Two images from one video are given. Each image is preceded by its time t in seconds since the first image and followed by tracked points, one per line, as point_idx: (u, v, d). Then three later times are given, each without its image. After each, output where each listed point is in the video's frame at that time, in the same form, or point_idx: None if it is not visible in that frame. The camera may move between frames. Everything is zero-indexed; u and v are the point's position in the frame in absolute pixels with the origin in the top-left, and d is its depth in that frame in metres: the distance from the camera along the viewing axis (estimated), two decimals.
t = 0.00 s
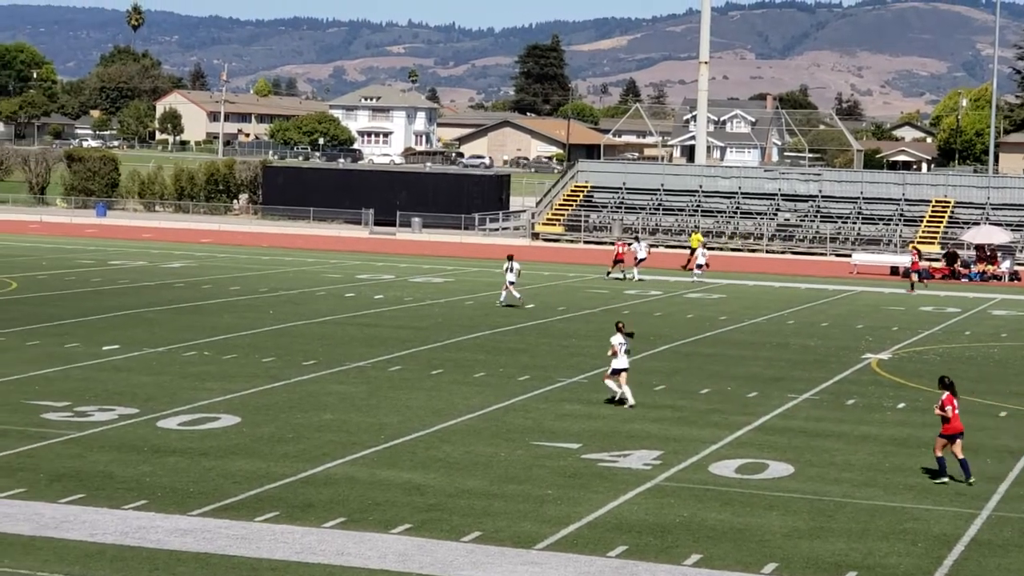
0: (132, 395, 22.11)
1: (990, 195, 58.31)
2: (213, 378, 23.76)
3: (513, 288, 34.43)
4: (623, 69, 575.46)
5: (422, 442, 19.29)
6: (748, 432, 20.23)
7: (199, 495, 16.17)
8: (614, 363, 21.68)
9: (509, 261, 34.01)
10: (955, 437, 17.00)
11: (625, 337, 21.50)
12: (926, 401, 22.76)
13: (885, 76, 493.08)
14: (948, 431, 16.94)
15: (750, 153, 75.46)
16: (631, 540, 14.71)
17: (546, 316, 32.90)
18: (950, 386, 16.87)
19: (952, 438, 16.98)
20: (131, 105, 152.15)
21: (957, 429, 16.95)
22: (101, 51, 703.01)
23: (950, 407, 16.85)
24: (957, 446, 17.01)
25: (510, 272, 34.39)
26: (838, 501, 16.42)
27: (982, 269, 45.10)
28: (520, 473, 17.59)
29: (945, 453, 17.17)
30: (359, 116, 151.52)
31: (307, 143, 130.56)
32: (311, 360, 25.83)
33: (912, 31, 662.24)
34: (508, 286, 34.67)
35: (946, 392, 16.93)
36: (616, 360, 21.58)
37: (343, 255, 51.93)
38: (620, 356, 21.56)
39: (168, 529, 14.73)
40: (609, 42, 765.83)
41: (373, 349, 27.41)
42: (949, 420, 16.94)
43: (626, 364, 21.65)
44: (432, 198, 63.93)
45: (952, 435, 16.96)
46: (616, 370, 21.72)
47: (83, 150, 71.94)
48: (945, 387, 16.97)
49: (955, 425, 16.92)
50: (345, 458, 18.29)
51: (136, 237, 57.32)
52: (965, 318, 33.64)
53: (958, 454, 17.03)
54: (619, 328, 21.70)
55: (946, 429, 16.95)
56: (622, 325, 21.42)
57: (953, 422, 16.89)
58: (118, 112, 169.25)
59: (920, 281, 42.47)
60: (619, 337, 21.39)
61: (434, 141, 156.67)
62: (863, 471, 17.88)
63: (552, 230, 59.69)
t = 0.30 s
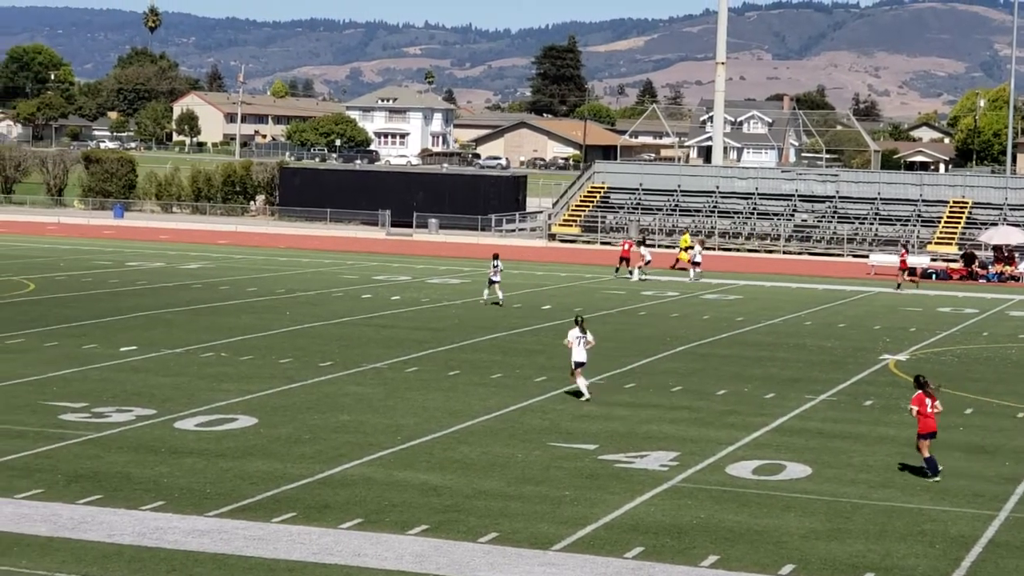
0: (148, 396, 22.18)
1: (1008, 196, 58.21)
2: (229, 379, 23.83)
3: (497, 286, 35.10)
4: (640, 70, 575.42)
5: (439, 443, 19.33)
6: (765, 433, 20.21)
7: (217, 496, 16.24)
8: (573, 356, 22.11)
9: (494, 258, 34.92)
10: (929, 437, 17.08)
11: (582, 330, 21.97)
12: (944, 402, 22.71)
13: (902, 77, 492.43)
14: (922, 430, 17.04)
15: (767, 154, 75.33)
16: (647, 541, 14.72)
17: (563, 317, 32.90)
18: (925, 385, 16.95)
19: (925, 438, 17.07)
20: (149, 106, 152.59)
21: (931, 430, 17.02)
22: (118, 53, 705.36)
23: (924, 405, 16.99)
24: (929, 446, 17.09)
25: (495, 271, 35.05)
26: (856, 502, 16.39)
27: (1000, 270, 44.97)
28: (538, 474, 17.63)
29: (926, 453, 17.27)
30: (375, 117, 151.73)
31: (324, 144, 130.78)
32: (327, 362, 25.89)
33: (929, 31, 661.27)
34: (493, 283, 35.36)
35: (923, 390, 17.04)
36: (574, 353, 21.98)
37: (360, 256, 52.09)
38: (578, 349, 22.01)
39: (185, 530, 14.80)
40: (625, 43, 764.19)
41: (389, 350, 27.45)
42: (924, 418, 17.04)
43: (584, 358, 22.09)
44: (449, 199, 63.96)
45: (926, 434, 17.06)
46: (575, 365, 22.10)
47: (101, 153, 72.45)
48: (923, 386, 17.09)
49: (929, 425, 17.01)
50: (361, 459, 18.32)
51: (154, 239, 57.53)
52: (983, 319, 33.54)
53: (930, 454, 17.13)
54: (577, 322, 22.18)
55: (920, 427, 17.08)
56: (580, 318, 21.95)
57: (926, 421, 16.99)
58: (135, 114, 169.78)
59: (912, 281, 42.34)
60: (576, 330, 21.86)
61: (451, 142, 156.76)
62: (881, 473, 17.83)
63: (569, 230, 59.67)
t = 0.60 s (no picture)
0: (158, 396, 22.21)
1: (1019, 196, 58.08)
2: (239, 380, 23.87)
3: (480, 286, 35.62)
4: (649, 70, 575.06)
5: (449, 444, 19.34)
6: (775, 434, 20.20)
7: (226, 497, 16.26)
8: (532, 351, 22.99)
9: (480, 257, 35.36)
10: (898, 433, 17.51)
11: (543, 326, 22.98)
12: (954, 403, 22.67)
13: (912, 77, 491.62)
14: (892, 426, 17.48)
15: (777, 154, 75.22)
16: (657, 542, 14.70)
17: (573, 317, 32.90)
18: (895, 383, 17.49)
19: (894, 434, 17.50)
20: (159, 107, 152.73)
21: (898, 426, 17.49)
22: (128, 54, 706.60)
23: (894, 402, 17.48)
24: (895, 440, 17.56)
25: (480, 270, 35.45)
26: (866, 503, 16.37)
27: (1010, 270, 44.87)
28: (547, 475, 17.63)
29: (892, 449, 17.74)
30: (385, 118, 151.49)
31: (333, 145, 130.87)
32: (337, 362, 25.93)
33: (939, 31, 660.15)
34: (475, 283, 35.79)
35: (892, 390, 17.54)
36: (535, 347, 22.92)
37: (369, 256, 52.17)
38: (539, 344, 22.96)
39: (195, 531, 14.82)
40: (635, 43, 763.99)
41: (399, 350, 27.49)
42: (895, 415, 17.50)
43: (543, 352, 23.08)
44: (458, 200, 63.93)
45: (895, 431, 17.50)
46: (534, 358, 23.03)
47: (111, 153, 72.51)
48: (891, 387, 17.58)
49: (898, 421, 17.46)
50: (371, 459, 18.32)
51: (164, 239, 57.61)
52: (995, 320, 33.48)
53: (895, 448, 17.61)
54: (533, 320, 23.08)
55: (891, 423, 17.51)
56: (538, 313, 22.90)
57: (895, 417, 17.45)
58: (145, 115, 170.00)
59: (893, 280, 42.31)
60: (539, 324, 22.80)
61: (461, 143, 156.84)
62: (890, 472, 17.79)
63: (579, 231, 59.66)
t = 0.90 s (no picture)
0: (170, 397, 22.25)
1: None
2: (252, 380, 23.90)
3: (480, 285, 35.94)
4: (660, 70, 574.85)
5: (460, 444, 19.35)
6: (786, 434, 20.17)
7: (238, 497, 16.29)
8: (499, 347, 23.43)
9: (479, 257, 35.56)
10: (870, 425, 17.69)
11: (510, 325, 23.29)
12: (967, 403, 22.63)
13: (925, 77, 490.95)
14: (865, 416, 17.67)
15: (789, 154, 75.03)
16: (668, 543, 14.70)
17: (584, 317, 32.90)
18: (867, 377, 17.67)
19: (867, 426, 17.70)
20: (171, 108, 153.04)
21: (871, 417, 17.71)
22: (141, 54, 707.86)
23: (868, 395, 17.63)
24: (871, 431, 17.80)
25: (479, 270, 35.77)
26: (878, 503, 16.34)
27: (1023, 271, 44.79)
28: (558, 475, 17.63)
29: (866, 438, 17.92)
30: (396, 118, 151.45)
31: (345, 145, 130.95)
32: (349, 362, 25.96)
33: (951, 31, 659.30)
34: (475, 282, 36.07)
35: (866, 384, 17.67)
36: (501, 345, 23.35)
37: (380, 256, 52.23)
38: (504, 341, 23.36)
39: (208, 531, 14.85)
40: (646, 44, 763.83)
41: (411, 351, 27.52)
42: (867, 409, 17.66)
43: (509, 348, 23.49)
44: (469, 201, 63.96)
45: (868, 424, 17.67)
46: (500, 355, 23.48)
47: (122, 154, 72.67)
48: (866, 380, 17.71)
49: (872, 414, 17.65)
50: (383, 460, 18.34)
51: (176, 240, 57.70)
52: (1008, 320, 33.43)
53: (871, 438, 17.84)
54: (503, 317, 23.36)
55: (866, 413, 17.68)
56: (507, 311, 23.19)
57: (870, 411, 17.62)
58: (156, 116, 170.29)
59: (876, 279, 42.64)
60: (503, 324, 23.13)
61: (472, 143, 156.99)
62: (902, 474, 17.76)
63: (590, 231, 59.66)
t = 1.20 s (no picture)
0: (182, 397, 22.29)
1: None
2: (263, 380, 23.94)
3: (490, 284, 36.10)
4: (671, 70, 574.43)
5: (471, 444, 19.37)
6: (798, 434, 20.16)
7: (250, 497, 16.33)
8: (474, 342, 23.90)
9: (491, 257, 35.68)
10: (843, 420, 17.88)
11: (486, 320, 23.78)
12: (978, 404, 22.60)
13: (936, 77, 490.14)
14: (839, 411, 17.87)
15: (800, 154, 74.93)
16: (679, 543, 14.69)
17: (594, 318, 32.90)
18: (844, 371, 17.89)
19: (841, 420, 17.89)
20: (183, 108, 153.29)
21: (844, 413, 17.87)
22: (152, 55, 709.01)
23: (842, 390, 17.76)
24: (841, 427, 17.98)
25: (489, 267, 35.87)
26: (889, 504, 16.32)
27: None
28: (568, 476, 17.64)
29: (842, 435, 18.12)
30: (407, 119, 151.52)
31: (355, 146, 130.97)
32: (361, 363, 26.00)
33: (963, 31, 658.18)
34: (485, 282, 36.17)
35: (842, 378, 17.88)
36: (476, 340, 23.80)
37: (390, 257, 52.25)
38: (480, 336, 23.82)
39: (218, 531, 14.88)
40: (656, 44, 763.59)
41: (422, 351, 27.55)
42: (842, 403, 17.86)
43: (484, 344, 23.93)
44: (480, 201, 63.95)
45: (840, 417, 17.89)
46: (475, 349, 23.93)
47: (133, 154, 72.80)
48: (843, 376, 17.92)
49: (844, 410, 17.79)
50: (393, 460, 18.38)
51: (188, 240, 57.73)
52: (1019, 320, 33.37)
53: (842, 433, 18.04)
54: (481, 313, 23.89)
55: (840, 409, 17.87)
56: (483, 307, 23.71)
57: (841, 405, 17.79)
58: (168, 116, 170.56)
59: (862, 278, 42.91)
60: (480, 318, 23.59)
61: (483, 143, 157.08)
62: (913, 475, 17.73)
63: (601, 232, 59.66)
